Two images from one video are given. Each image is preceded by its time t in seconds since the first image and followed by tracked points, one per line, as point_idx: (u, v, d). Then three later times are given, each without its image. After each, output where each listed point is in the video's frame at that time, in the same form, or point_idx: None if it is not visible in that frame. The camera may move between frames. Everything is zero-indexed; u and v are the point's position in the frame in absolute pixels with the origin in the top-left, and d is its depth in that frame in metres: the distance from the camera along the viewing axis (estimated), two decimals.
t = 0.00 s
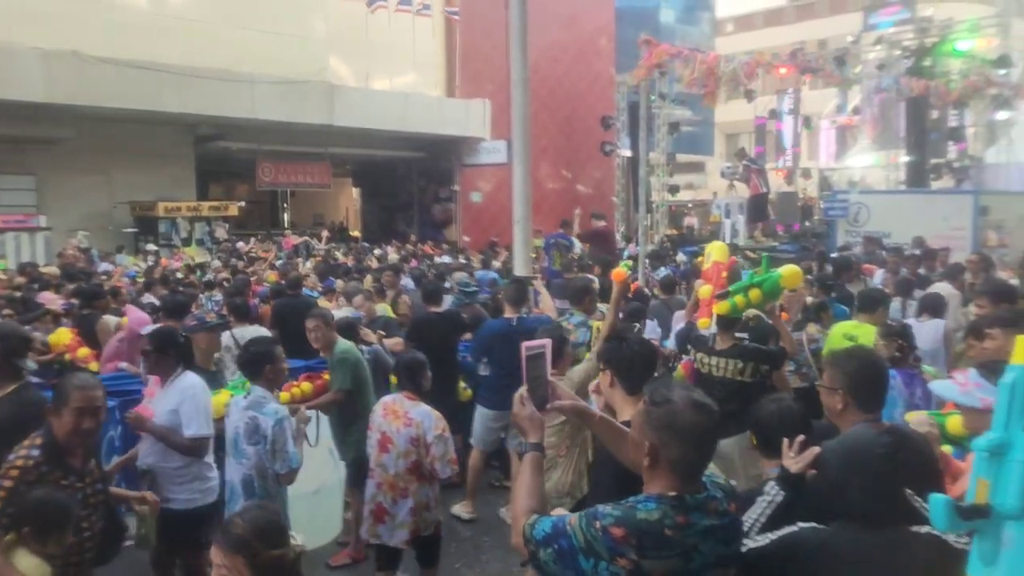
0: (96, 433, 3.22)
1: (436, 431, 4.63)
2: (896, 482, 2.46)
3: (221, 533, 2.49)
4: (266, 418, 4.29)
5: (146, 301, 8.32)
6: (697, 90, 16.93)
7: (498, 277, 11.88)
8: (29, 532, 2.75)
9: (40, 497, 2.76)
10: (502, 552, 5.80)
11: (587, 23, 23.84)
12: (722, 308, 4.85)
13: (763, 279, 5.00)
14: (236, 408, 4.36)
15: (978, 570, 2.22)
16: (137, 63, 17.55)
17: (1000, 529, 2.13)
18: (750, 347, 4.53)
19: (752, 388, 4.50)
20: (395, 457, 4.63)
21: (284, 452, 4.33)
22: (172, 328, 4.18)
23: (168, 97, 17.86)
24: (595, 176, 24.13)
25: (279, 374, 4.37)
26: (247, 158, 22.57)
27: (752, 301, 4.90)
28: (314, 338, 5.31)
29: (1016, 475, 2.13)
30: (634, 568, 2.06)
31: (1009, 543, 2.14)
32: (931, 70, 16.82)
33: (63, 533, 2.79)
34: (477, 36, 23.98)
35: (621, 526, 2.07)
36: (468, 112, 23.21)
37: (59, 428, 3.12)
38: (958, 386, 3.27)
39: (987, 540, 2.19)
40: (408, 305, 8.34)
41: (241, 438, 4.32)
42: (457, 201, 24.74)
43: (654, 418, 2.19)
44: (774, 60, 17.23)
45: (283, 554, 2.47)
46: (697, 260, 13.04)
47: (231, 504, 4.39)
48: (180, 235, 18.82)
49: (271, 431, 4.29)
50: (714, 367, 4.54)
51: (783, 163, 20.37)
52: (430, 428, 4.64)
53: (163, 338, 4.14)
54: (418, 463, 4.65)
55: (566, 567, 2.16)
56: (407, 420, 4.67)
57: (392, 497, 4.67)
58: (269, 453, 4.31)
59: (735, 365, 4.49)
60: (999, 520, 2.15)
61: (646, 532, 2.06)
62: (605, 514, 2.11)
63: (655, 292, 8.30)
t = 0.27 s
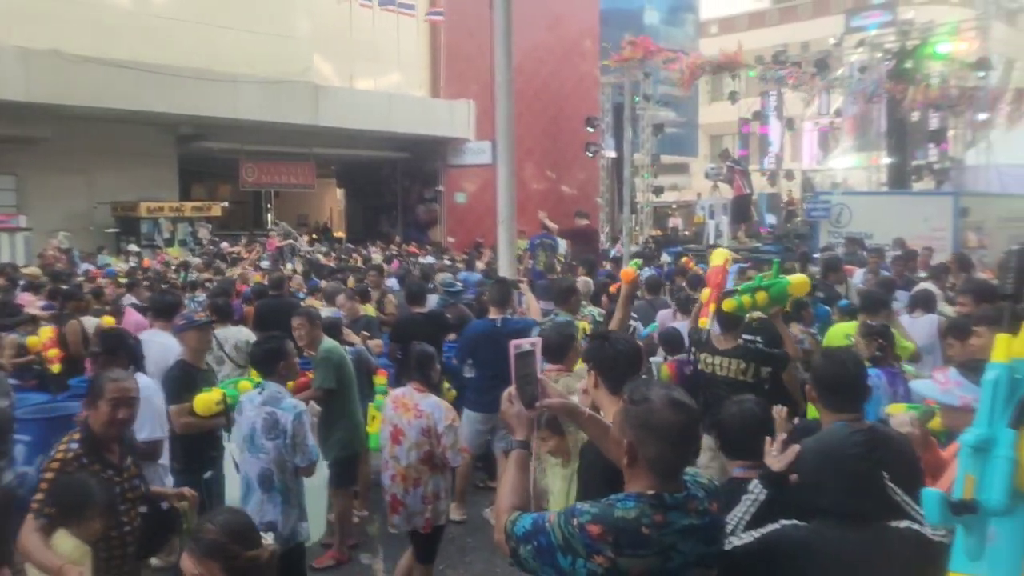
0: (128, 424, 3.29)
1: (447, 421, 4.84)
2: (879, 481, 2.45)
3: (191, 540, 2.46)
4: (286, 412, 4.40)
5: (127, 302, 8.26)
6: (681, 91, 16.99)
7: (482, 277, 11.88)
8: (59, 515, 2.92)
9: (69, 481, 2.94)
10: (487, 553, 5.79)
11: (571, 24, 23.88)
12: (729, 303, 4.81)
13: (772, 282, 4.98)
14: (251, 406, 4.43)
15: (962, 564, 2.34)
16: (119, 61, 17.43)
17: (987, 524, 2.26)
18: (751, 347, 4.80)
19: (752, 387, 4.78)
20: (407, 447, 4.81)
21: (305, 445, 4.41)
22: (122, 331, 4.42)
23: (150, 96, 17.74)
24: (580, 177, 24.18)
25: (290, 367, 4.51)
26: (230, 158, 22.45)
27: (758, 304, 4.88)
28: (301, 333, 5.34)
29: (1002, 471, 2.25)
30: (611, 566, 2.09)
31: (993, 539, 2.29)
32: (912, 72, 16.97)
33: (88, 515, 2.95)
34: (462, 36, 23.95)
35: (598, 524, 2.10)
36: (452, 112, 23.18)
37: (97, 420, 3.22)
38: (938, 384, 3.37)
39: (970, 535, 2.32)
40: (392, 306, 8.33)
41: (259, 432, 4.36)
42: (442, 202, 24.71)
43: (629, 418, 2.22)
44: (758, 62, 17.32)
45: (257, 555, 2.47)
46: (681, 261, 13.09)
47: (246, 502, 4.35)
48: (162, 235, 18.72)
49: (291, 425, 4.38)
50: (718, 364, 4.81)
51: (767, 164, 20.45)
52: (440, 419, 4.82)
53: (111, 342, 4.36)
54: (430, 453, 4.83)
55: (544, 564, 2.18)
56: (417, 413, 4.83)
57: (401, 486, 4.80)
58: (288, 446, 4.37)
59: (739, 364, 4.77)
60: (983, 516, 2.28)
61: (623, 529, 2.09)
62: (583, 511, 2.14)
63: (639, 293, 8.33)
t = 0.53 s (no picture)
0: (159, 415, 3.42)
1: (449, 417, 4.75)
2: (860, 479, 2.46)
3: (163, 547, 2.43)
4: (298, 409, 4.43)
5: (107, 302, 8.19)
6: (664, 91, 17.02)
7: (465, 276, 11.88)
8: (100, 508, 2.94)
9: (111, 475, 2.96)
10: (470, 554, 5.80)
11: (554, 24, 23.88)
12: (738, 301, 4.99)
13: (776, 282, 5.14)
14: (262, 403, 4.45)
15: (936, 561, 2.40)
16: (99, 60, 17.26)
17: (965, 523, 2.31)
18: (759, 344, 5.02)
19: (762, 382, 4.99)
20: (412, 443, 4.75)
21: (317, 441, 4.47)
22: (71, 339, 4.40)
23: (131, 96, 17.59)
24: (563, 176, 24.19)
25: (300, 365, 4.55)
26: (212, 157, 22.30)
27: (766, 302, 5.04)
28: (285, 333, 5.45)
29: (982, 472, 2.29)
30: (586, 562, 2.12)
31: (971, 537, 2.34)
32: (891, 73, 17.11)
33: (128, 510, 2.97)
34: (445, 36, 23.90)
35: (574, 521, 2.14)
36: (435, 112, 23.12)
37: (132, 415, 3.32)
38: (917, 381, 3.35)
39: (948, 533, 2.37)
40: (376, 306, 8.30)
41: (271, 429, 4.38)
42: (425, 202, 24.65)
43: (607, 415, 2.24)
44: (739, 63, 17.40)
45: (233, 559, 2.46)
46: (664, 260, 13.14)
47: (258, 497, 4.38)
48: (143, 235, 18.60)
49: (304, 421, 4.42)
50: (727, 361, 5.04)
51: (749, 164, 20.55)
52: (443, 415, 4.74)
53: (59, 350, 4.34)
54: (434, 448, 4.78)
55: (523, 558, 2.22)
56: (421, 408, 4.77)
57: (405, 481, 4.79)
58: (302, 443, 4.42)
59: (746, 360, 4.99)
60: (961, 515, 2.33)
61: (599, 527, 2.12)
62: (561, 508, 2.18)
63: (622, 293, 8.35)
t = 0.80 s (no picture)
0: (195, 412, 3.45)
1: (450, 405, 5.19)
2: (840, 476, 2.48)
3: (139, 548, 2.42)
4: (303, 401, 4.31)
5: (88, 301, 8.13)
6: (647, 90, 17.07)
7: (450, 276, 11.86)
8: (163, 501, 2.94)
9: (168, 469, 2.94)
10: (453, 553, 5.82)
11: (539, 24, 23.87)
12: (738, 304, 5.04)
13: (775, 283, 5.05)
14: (269, 395, 4.37)
15: (910, 561, 2.43)
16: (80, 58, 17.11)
17: (934, 520, 2.38)
18: (758, 339, 5.23)
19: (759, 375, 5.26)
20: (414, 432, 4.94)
21: (322, 432, 4.34)
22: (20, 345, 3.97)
23: (111, 93, 17.44)
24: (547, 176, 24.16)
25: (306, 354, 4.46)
26: (194, 156, 22.15)
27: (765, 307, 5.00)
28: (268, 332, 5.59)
29: (951, 470, 2.37)
30: (567, 559, 2.13)
31: (940, 535, 2.41)
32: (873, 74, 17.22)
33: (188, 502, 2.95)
34: (429, 35, 23.88)
35: (556, 517, 2.15)
36: (420, 111, 23.05)
37: (167, 412, 3.35)
38: (897, 377, 3.39)
39: (918, 532, 2.43)
40: (358, 305, 8.29)
41: (278, 421, 4.30)
42: (409, 201, 24.58)
43: (591, 412, 2.24)
44: (723, 63, 17.45)
45: (209, 561, 2.43)
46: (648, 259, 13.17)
47: (266, 487, 4.32)
48: (125, 234, 18.52)
49: (308, 413, 4.30)
50: (726, 355, 5.27)
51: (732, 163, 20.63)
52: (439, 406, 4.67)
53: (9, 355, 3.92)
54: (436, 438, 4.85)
55: (506, 552, 2.22)
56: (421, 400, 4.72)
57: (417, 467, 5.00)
58: (308, 438, 4.32)
59: (744, 354, 5.20)
60: (931, 514, 2.39)
61: (579, 524, 2.13)
62: (544, 505, 2.18)
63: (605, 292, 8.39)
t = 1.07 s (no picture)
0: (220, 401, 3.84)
1: (451, 402, 4.94)
2: (824, 473, 2.49)
3: (123, 546, 2.41)
4: (317, 398, 4.61)
5: (69, 301, 8.04)
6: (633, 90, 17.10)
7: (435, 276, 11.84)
8: (214, 488, 3.54)
9: (214, 459, 3.52)
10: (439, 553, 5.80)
11: (524, 24, 23.87)
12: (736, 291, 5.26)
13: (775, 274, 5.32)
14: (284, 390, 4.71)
15: (893, 551, 2.42)
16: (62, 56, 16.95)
17: (917, 510, 2.39)
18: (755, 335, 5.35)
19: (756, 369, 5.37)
20: (418, 424, 5.06)
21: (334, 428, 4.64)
22: None
23: (94, 92, 17.27)
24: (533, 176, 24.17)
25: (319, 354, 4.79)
26: (178, 155, 21.97)
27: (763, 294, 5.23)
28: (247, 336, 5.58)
29: (933, 460, 2.40)
30: (551, 556, 2.13)
31: (923, 526, 2.41)
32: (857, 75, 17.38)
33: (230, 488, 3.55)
34: (415, 35, 23.83)
35: (541, 514, 2.15)
36: (405, 111, 23.01)
37: (196, 400, 3.74)
38: (880, 373, 3.42)
39: (900, 522, 2.43)
40: (344, 304, 8.25)
41: (293, 416, 4.58)
42: (394, 201, 24.52)
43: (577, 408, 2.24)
44: (707, 64, 17.54)
45: (193, 561, 2.41)
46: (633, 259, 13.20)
47: (280, 481, 4.59)
48: (108, 234, 18.42)
49: (321, 410, 4.60)
50: (723, 351, 5.38)
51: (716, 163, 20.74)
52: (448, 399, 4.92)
53: None
54: (439, 432, 5.00)
55: (492, 547, 2.21)
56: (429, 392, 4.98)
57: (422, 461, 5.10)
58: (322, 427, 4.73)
59: (742, 348, 5.31)
60: (913, 504, 2.40)
61: (564, 522, 2.13)
62: (529, 502, 2.18)
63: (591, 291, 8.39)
